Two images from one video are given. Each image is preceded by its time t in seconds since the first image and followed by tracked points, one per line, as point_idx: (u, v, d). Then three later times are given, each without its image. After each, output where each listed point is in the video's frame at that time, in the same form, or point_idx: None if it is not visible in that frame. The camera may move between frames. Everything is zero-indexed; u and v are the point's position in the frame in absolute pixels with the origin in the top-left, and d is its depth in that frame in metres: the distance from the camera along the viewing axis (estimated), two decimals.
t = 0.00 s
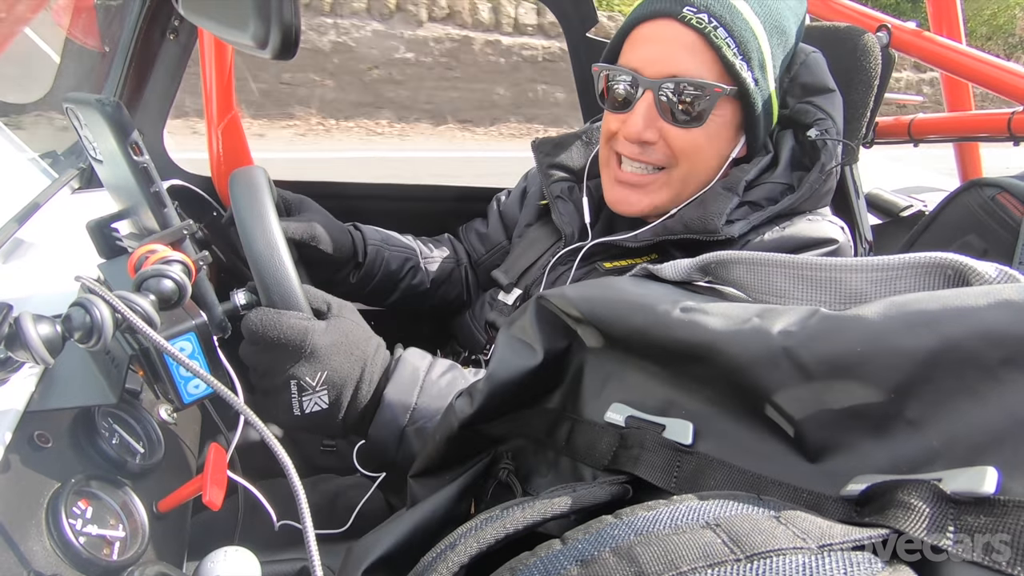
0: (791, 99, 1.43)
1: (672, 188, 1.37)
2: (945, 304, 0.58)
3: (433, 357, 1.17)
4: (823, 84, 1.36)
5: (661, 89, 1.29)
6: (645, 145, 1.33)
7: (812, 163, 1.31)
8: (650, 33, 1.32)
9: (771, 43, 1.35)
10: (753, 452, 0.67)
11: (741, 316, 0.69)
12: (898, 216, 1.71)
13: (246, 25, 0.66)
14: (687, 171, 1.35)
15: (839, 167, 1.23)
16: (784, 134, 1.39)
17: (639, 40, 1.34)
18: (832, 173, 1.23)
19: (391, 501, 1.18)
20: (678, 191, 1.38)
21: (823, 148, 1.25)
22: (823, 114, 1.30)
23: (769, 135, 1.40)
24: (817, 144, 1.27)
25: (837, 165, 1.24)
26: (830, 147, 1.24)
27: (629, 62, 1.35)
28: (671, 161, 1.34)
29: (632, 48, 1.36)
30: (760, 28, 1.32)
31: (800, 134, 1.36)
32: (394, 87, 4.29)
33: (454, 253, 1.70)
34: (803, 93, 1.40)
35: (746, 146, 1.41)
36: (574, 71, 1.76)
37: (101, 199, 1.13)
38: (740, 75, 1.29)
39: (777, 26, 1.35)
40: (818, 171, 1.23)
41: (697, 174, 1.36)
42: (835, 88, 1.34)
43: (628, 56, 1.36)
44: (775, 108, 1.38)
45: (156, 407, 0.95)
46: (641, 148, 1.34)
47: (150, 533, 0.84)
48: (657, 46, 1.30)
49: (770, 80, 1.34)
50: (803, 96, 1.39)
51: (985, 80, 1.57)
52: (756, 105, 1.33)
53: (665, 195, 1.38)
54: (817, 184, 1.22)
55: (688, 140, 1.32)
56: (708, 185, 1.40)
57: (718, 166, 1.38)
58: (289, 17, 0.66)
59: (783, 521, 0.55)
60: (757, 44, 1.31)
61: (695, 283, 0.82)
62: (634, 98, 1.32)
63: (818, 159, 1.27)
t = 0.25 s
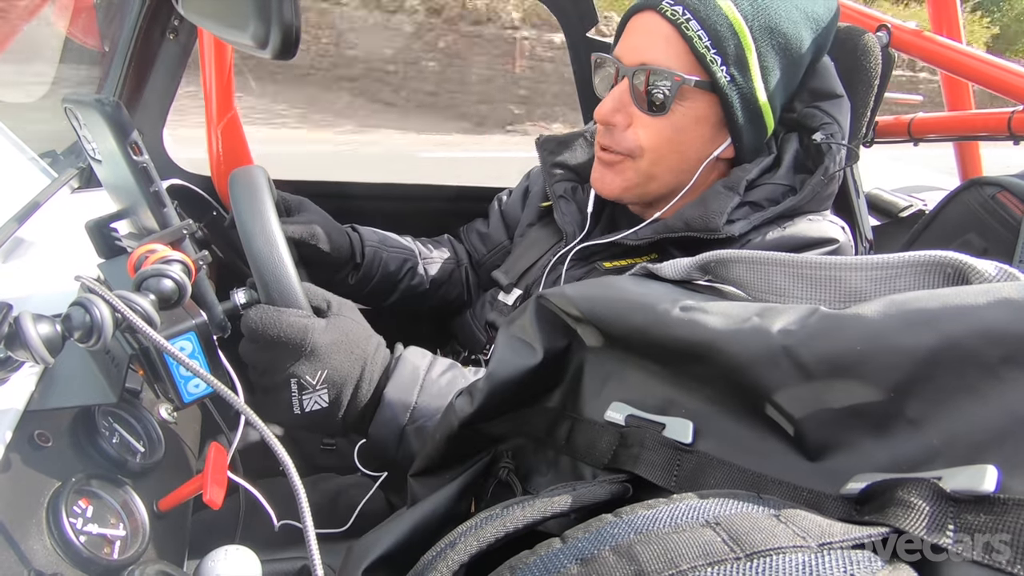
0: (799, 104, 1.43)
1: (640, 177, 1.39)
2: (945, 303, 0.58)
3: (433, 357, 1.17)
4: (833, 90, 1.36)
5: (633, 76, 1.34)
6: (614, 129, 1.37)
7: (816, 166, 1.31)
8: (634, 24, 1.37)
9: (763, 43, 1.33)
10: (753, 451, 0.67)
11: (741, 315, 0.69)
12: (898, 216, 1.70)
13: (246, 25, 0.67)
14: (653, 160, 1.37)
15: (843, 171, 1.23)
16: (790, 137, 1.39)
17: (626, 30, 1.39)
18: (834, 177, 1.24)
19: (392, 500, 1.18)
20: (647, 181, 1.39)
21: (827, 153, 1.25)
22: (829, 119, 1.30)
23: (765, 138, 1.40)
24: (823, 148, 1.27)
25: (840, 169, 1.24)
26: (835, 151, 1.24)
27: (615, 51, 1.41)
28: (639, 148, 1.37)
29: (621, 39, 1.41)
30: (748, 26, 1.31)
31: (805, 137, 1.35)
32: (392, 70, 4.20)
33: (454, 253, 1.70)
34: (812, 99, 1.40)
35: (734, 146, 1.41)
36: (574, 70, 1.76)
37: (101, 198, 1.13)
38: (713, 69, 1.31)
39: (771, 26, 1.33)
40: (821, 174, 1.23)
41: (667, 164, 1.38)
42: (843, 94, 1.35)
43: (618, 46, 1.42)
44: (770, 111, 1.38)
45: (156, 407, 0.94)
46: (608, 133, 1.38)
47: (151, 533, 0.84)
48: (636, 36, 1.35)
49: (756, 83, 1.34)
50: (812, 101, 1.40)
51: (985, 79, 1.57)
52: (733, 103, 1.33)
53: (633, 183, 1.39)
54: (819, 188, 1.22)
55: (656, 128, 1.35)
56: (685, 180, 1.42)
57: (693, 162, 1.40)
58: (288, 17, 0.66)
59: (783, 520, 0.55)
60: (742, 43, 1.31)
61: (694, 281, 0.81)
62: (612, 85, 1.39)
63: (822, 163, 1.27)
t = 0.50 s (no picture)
0: (802, 100, 1.43)
1: (644, 171, 1.39)
2: (945, 297, 0.58)
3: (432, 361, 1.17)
4: (836, 86, 1.36)
5: (638, 70, 1.35)
6: (619, 122, 1.38)
7: (817, 161, 1.31)
8: (639, 18, 1.37)
9: (767, 37, 1.33)
10: (752, 447, 0.67)
11: (740, 311, 0.69)
12: (899, 214, 1.70)
13: (246, 22, 0.67)
14: (657, 154, 1.37)
15: (844, 166, 1.23)
16: (793, 132, 1.39)
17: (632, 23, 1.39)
18: (836, 171, 1.23)
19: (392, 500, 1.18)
20: (651, 175, 1.39)
21: (830, 147, 1.25)
22: (832, 113, 1.30)
23: (769, 132, 1.40)
24: (824, 142, 1.26)
25: (841, 164, 1.23)
26: (836, 147, 1.24)
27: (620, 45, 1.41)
28: (643, 142, 1.37)
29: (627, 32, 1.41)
30: (753, 19, 1.31)
31: (807, 132, 1.35)
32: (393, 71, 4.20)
33: (453, 252, 1.71)
34: (815, 94, 1.40)
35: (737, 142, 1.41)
36: (574, 69, 1.76)
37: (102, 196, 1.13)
38: (717, 63, 1.31)
39: (775, 20, 1.33)
40: (822, 169, 1.23)
41: (671, 158, 1.38)
42: (846, 91, 1.34)
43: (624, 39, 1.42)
44: (773, 106, 1.37)
45: (156, 407, 0.95)
46: (612, 125, 1.39)
47: (151, 532, 0.84)
48: (642, 29, 1.35)
49: (759, 77, 1.33)
50: (815, 97, 1.40)
51: (986, 76, 1.56)
52: (737, 96, 1.33)
53: (637, 177, 1.39)
54: (819, 183, 1.22)
55: (660, 121, 1.35)
56: (690, 173, 1.42)
57: (698, 156, 1.40)
58: (288, 14, 0.66)
59: (781, 517, 0.55)
60: (746, 37, 1.30)
61: (695, 278, 0.82)
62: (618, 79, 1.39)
63: (824, 158, 1.26)
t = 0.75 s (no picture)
0: (801, 103, 1.44)
1: (643, 176, 1.39)
2: (945, 302, 0.58)
3: (433, 360, 1.17)
4: (835, 89, 1.36)
5: (633, 77, 1.35)
6: (616, 128, 1.38)
7: (816, 162, 1.32)
8: (634, 25, 1.37)
9: (762, 42, 1.33)
10: (752, 450, 0.67)
11: (740, 314, 0.69)
12: (899, 216, 1.70)
13: (248, 25, 0.67)
14: (655, 159, 1.37)
15: (843, 168, 1.23)
16: (791, 135, 1.39)
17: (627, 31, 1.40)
18: (835, 173, 1.23)
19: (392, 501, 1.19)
20: (650, 179, 1.40)
21: (829, 149, 1.26)
22: (830, 116, 1.31)
23: (766, 137, 1.40)
24: (824, 145, 1.27)
25: (841, 166, 1.24)
26: (836, 148, 1.25)
27: (616, 52, 1.42)
28: (641, 148, 1.38)
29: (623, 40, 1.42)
30: (747, 25, 1.31)
31: (806, 135, 1.36)
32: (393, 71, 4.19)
33: (452, 253, 1.71)
34: (814, 97, 1.41)
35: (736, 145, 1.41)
36: (574, 71, 1.76)
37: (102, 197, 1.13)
38: (711, 70, 1.31)
39: (771, 26, 1.32)
40: (822, 171, 1.23)
41: (669, 163, 1.38)
42: (845, 93, 1.35)
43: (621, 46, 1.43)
44: (769, 110, 1.37)
45: (156, 407, 0.95)
46: (610, 131, 1.40)
47: (151, 533, 0.84)
48: (636, 36, 1.36)
49: (755, 82, 1.34)
50: (814, 100, 1.41)
51: (985, 80, 1.56)
52: (733, 102, 1.33)
53: (635, 182, 1.40)
54: (819, 184, 1.22)
55: (657, 127, 1.36)
56: (687, 178, 1.42)
57: (696, 160, 1.40)
58: (290, 17, 0.66)
59: (782, 519, 0.55)
60: (740, 43, 1.31)
61: (694, 281, 0.81)
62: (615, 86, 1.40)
63: (822, 160, 1.27)
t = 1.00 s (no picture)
0: (802, 98, 1.44)
1: (644, 175, 1.39)
2: (947, 300, 0.58)
3: (433, 359, 1.17)
4: (836, 84, 1.36)
5: (634, 76, 1.35)
6: (617, 128, 1.38)
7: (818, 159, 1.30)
8: (634, 24, 1.37)
9: (762, 39, 1.32)
10: (754, 449, 0.67)
11: (742, 312, 0.69)
12: (900, 214, 1.70)
13: (246, 23, 0.66)
14: (656, 158, 1.37)
15: (845, 162, 1.23)
16: (792, 130, 1.39)
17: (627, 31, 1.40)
18: (838, 168, 1.23)
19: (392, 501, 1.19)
20: (651, 178, 1.39)
21: (830, 143, 1.25)
22: (833, 111, 1.30)
23: (767, 133, 1.40)
24: (825, 140, 1.26)
25: (843, 160, 1.23)
26: (836, 143, 1.24)
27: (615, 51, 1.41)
28: (642, 147, 1.37)
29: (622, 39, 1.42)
30: (746, 23, 1.30)
31: (807, 131, 1.35)
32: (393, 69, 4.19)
33: (453, 251, 1.70)
34: (815, 93, 1.41)
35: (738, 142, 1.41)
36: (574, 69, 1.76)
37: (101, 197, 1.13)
38: (712, 68, 1.31)
39: (771, 23, 1.32)
40: (823, 166, 1.23)
41: (671, 161, 1.38)
42: (846, 89, 1.34)
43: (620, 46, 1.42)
44: (770, 106, 1.37)
45: (156, 406, 0.94)
46: (611, 131, 1.39)
47: (151, 532, 0.84)
48: (636, 35, 1.36)
49: (755, 79, 1.33)
50: (815, 96, 1.41)
51: (987, 76, 1.56)
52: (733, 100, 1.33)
53: (637, 181, 1.39)
54: (821, 179, 1.22)
55: (658, 126, 1.35)
56: (688, 176, 1.42)
57: (697, 159, 1.40)
58: (288, 15, 0.66)
59: (783, 519, 0.55)
60: (741, 41, 1.30)
61: (695, 279, 0.81)
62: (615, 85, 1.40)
63: (824, 155, 1.26)
